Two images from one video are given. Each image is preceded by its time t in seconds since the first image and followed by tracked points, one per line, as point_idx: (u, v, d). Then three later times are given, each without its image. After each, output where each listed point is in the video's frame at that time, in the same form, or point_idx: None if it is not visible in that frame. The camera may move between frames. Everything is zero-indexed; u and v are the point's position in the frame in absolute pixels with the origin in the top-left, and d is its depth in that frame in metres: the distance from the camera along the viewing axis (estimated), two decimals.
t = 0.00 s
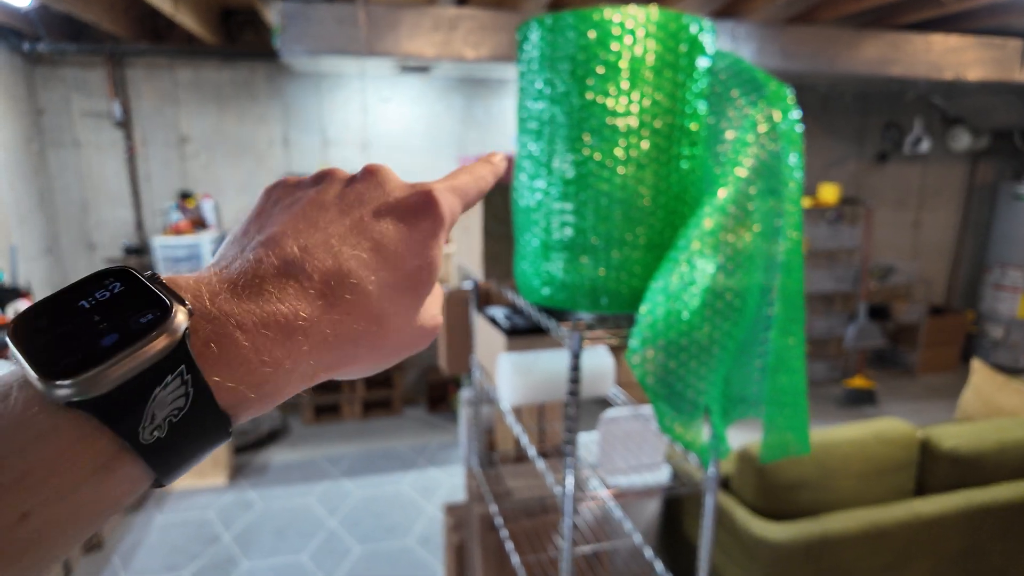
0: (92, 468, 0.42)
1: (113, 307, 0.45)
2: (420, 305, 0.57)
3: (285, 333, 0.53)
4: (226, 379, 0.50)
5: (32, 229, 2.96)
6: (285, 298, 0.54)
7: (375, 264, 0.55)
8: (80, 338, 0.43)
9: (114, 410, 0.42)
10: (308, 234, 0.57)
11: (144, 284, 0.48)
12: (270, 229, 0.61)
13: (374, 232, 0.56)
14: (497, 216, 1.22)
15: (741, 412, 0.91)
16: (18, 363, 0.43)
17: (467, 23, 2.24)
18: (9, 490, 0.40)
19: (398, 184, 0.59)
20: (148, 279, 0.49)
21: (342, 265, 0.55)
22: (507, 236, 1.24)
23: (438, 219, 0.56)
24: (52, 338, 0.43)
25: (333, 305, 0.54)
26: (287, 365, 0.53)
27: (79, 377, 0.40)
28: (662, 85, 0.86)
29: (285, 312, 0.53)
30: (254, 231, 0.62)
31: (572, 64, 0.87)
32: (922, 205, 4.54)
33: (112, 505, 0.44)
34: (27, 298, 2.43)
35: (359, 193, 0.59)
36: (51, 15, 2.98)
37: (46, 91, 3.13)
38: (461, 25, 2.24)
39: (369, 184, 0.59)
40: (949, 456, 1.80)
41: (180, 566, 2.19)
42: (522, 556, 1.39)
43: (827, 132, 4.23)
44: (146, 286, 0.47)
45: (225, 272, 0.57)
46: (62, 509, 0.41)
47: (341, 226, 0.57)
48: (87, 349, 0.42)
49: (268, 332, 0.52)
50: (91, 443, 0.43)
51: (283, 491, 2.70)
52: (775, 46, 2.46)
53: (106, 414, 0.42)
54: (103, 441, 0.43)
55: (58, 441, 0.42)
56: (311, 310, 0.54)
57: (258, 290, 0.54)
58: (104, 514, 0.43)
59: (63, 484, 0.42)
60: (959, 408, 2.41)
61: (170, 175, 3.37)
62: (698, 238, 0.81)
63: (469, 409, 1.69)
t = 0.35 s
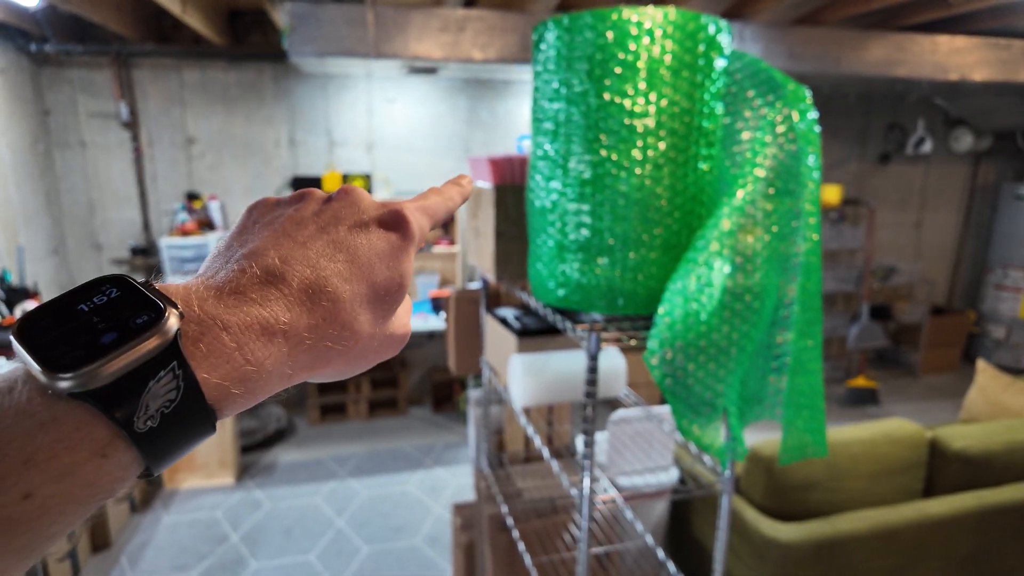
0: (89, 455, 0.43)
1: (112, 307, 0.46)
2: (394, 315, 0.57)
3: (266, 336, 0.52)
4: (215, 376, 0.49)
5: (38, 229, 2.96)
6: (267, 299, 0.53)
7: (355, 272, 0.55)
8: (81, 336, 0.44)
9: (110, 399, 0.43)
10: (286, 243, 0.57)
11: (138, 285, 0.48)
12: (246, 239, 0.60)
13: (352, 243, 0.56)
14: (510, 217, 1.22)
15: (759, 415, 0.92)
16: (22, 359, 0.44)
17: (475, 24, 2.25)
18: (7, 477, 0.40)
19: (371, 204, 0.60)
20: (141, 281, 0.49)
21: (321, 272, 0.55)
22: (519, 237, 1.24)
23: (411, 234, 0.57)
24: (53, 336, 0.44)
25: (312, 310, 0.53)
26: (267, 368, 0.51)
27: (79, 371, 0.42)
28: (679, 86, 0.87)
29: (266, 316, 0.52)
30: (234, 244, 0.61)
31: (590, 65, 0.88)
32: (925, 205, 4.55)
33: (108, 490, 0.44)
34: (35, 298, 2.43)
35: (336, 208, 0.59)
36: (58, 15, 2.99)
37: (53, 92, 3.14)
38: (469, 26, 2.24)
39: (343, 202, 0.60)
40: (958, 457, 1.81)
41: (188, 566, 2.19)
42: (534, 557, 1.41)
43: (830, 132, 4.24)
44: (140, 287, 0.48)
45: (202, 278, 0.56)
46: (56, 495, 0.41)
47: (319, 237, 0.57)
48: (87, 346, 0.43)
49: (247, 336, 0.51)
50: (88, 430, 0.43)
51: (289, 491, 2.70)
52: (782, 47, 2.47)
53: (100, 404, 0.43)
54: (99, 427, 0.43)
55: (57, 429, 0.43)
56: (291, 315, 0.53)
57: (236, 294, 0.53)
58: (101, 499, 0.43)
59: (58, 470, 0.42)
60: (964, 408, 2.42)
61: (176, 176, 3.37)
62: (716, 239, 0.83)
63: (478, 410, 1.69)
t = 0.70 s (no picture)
0: (129, 418, 0.40)
1: (149, 266, 0.44)
2: (436, 279, 0.57)
3: (306, 301, 0.50)
4: (257, 340, 0.47)
5: (44, 230, 2.95)
6: (306, 263, 0.51)
7: (394, 241, 0.53)
8: (117, 296, 0.42)
9: (153, 361, 0.41)
10: (323, 204, 0.55)
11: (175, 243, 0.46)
12: (280, 202, 0.58)
13: (396, 206, 0.55)
14: (526, 220, 1.22)
15: (781, 419, 0.92)
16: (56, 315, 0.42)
17: (485, 25, 2.24)
18: (39, 440, 0.37)
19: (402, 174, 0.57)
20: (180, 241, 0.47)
21: (362, 235, 0.53)
22: (535, 240, 1.23)
23: (455, 197, 0.56)
24: (88, 295, 0.42)
25: (353, 275, 0.52)
26: (308, 334, 0.50)
27: (119, 331, 0.39)
28: (702, 89, 0.87)
29: (306, 279, 0.50)
30: (267, 206, 0.58)
31: (612, 67, 0.87)
32: (929, 206, 4.56)
33: (145, 460, 0.41)
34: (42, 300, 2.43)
35: (373, 168, 0.57)
36: (64, 16, 2.98)
37: (58, 93, 3.13)
38: (479, 27, 2.24)
39: (382, 161, 0.58)
40: (971, 460, 1.81)
41: (196, 569, 2.19)
42: (550, 561, 1.41)
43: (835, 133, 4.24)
44: (177, 245, 0.46)
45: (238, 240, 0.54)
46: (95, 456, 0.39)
47: (358, 197, 0.55)
48: (124, 305, 0.41)
49: (289, 299, 0.49)
50: (127, 393, 0.41)
51: (295, 493, 2.69)
52: (790, 48, 2.47)
53: (141, 366, 0.41)
54: (140, 391, 0.41)
55: (95, 391, 0.40)
56: (332, 279, 0.51)
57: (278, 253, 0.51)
58: (140, 466, 0.41)
59: (98, 431, 0.39)
60: (973, 410, 2.42)
61: (181, 177, 3.37)
62: (741, 243, 0.82)
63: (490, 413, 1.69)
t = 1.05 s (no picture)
0: (146, 514, 0.46)
1: (175, 371, 0.50)
2: (442, 374, 0.60)
3: (316, 400, 0.55)
4: (267, 442, 0.53)
5: (42, 230, 2.93)
6: (317, 365, 0.56)
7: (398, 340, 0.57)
8: (146, 400, 0.48)
9: (169, 465, 0.46)
10: (340, 305, 0.60)
11: (201, 351, 0.52)
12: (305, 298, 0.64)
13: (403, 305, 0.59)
14: (530, 218, 1.21)
15: (789, 418, 0.91)
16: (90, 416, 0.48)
17: (486, 22, 2.23)
18: (69, 533, 0.45)
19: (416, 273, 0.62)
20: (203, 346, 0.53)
21: (369, 336, 0.57)
22: (539, 238, 1.22)
23: (459, 295, 0.60)
24: (119, 397, 0.48)
25: (360, 373, 0.56)
26: (314, 433, 0.55)
27: (144, 436, 0.45)
28: (710, 84, 0.86)
29: (316, 380, 0.56)
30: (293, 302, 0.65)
31: (619, 61, 0.86)
32: (930, 205, 4.55)
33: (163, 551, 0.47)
34: (40, 301, 2.41)
35: (388, 269, 0.63)
36: (62, 14, 2.98)
37: (57, 91, 3.11)
38: (480, 24, 2.22)
39: (397, 262, 0.63)
40: (977, 459, 1.80)
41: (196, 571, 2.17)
42: (554, 561, 1.39)
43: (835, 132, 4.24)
44: (202, 353, 0.52)
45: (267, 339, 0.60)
46: (111, 550, 0.45)
47: (371, 297, 0.60)
48: (152, 410, 0.47)
49: (299, 400, 0.55)
50: (146, 492, 0.47)
51: (295, 493, 2.67)
52: (793, 46, 2.46)
53: (161, 468, 0.46)
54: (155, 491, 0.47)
55: (119, 488, 0.46)
56: (340, 379, 0.56)
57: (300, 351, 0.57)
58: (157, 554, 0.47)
59: (116, 529, 0.46)
60: (976, 409, 2.41)
61: (181, 175, 3.34)
62: (750, 239, 0.81)
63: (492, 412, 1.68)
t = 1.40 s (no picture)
0: (173, 511, 0.47)
1: (201, 373, 0.51)
2: (453, 378, 0.62)
3: (336, 402, 0.56)
4: (288, 442, 0.53)
5: (38, 231, 2.93)
6: (336, 367, 0.58)
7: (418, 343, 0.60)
8: (174, 401, 0.49)
9: (199, 461, 0.47)
10: (358, 311, 0.62)
11: (226, 355, 0.53)
12: (320, 304, 0.66)
13: (419, 310, 0.62)
14: (526, 219, 1.21)
15: (781, 417, 0.92)
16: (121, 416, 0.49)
17: (482, 24, 2.24)
18: (100, 528, 0.45)
19: (432, 277, 0.66)
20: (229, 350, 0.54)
21: (388, 340, 0.60)
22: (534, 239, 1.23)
23: (472, 303, 0.63)
24: (148, 397, 0.49)
25: (377, 376, 0.58)
26: (331, 434, 0.56)
27: (174, 435, 0.46)
28: (703, 86, 0.87)
29: (336, 382, 0.57)
30: (307, 307, 0.66)
31: (612, 64, 0.87)
32: (924, 205, 4.58)
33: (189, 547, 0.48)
34: (36, 301, 2.41)
35: (404, 276, 0.66)
36: (58, 15, 2.97)
37: (53, 92, 3.11)
38: (476, 26, 2.23)
39: (410, 270, 0.67)
40: (969, 457, 1.81)
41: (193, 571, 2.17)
42: (550, 560, 1.41)
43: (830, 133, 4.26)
44: (227, 356, 0.53)
45: (283, 342, 0.61)
46: (142, 544, 0.46)
47: (388, 304, 0.63)
48: (180, 410, 0.47)
49: (320, 402, 0.56)
50: (174, 489, 0.47)
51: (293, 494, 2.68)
52: (787, 47, 2.48)
53: (189, 466, 0.47)
54: (184, 487, 0.47)
55: (147, 485, 0.47)
56: (359, 381, 0.57)
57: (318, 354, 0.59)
58: (182, 550, 0.48)
59: (146, 524, 0.46)
60: (968, 408, 2.43)
61: (177, 177, 3.35)
62: (741, 240, 0.82)
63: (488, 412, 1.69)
